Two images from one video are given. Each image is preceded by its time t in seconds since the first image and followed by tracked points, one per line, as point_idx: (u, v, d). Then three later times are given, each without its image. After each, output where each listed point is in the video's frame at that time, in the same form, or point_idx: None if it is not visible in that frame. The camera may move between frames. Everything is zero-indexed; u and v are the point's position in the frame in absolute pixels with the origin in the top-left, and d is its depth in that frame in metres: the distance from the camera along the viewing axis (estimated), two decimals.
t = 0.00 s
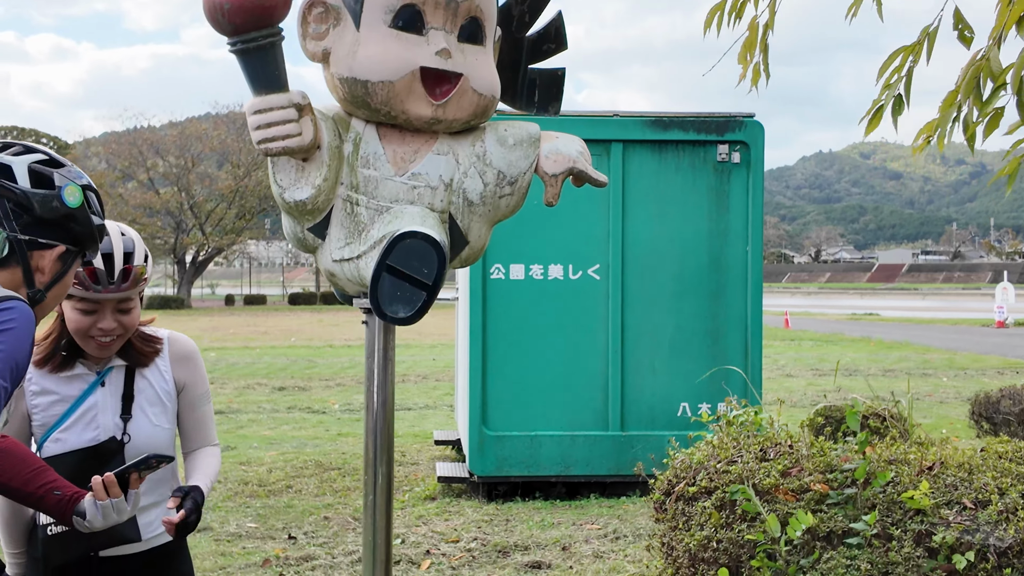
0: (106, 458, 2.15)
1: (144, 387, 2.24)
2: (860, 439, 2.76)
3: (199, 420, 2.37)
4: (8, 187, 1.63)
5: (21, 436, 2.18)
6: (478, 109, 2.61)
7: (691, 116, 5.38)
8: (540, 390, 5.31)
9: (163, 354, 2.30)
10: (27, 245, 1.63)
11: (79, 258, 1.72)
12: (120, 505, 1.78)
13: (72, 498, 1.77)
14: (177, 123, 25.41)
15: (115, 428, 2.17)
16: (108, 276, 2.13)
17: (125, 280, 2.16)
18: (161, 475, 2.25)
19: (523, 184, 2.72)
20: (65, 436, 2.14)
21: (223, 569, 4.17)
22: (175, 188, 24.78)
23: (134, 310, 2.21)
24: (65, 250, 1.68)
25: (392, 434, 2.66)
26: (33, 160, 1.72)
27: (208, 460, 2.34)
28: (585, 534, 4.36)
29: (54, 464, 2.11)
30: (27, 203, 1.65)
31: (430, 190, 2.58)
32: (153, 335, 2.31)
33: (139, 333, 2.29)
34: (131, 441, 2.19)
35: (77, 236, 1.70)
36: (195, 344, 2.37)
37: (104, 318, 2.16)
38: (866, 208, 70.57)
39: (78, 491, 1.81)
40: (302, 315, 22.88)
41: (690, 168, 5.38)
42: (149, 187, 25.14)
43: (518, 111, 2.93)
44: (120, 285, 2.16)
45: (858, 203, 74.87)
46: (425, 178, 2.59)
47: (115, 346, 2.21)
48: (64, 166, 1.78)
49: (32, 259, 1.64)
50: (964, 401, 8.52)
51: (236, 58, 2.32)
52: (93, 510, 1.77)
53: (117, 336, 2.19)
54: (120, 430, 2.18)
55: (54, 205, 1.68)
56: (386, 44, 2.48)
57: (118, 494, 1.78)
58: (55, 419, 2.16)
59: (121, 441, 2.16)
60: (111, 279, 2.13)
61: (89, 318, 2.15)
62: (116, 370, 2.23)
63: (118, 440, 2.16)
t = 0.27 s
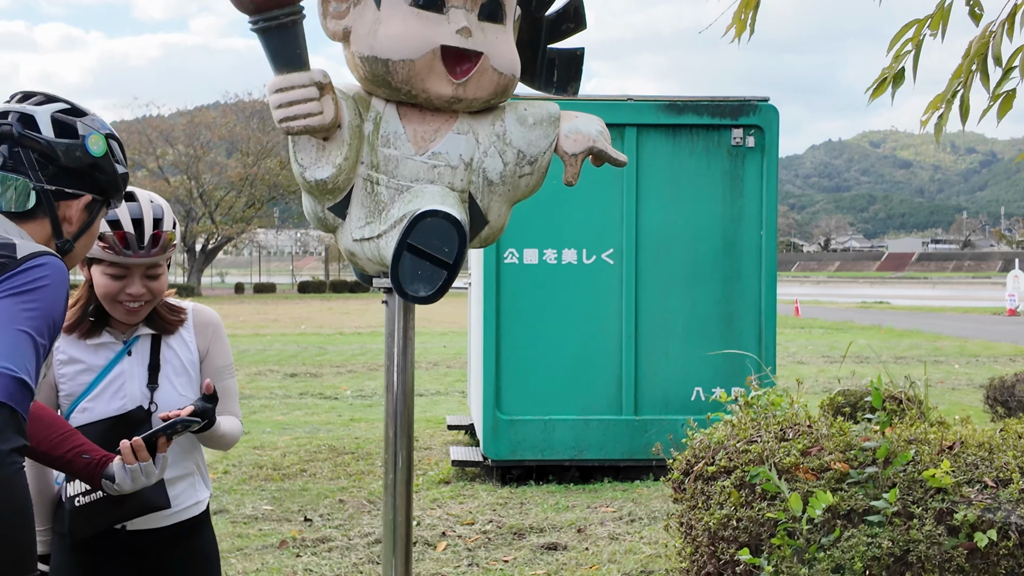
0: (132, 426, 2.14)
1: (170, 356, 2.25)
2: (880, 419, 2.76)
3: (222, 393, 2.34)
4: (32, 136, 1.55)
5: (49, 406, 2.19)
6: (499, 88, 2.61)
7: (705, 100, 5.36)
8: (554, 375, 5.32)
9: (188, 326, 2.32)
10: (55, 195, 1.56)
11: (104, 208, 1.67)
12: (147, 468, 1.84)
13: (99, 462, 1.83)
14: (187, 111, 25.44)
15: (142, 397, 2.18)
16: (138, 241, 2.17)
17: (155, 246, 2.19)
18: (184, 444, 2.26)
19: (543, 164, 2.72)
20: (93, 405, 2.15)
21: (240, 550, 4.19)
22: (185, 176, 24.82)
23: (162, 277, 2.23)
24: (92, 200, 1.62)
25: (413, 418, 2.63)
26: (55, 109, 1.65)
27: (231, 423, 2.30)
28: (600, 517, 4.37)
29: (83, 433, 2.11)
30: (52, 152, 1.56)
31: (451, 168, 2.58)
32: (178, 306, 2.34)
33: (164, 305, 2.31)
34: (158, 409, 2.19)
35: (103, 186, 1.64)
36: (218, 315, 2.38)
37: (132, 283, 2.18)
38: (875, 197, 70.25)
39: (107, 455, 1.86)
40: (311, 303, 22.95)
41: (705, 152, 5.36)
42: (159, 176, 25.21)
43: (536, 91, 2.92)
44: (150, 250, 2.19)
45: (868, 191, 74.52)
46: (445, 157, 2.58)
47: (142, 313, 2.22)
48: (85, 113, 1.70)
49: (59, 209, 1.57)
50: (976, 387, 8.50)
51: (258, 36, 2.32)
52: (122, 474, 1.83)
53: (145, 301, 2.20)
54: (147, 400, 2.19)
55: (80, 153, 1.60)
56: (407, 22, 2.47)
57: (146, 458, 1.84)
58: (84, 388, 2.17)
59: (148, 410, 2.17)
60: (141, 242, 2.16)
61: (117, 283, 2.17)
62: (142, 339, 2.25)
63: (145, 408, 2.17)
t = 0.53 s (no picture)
0: (167, 404, 2.17)
1: (204, 334, 2.28)
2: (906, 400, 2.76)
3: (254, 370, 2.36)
4: (38, 88, 1.63)
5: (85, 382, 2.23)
6: (525, 69, 2.60)
7: (727, 80, 5.32)
8: (575, 356, 5.32)
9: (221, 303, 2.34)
10: (66, 144, 1.66)
11: (117, 151, 1.78)
12: (188, 446, 1.89)
13: (138, 440, 1.87)
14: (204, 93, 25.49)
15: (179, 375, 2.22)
16: (175, 222, 2.16)
17: (191, 225, 2.19)
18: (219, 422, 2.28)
19: (569, 144, 2.71)
20: (129, 382, 2.19)
21: (265, 529, 4.25)
22: (203, 159, 24.90)
23: (197, 255, 2.25)
24: (104, 145, 1.73)
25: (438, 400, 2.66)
26: (53, 55, 1.69)
27: (262, 402, 2.32)
28: (622, 497, 4.39)
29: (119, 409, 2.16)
30: (58, 103, 1.65)
31: (477, 150, 2.58)
32: (212, 284, 2.35)
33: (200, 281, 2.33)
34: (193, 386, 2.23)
35: (112, 130, 1.74)
36: (250, 296, 2.40)
37: (170, 262, 2.19)
38: (894, 178, 69.54)
39: (147, 433, 1.91)
40: (328, 285, 23.05)
41: (726, 133, 5.32)
42: (177, 158, 25.33)
43: (561, 72, 2.91)
44: (187, 230, 2.19)
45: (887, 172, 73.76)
46: (471, 138, 2.58)
47: (178, 291, 2.24)
48: (85, 57, 1.76)
49: (73, 157, 1.68)
50: (998, 369, 8.45)
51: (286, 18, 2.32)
52: (162, 450, 1.87)
53: (181, 280, 2.22)
54: (182, 377, 2.22)
55: (86, 100, 1.68)
56: (434, 3, 2.46)
57: (187, 435, 1.89)
58: (120, 365, 2.21)
59: (183, 387, 2.20)
60: (179, 223, 2.16)
61: (155, 262, 2.18)
62: (178, 317, 2.27)
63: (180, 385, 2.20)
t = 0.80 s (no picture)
0: (200, 389, 2.17)
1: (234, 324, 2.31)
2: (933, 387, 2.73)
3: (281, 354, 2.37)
4: (23, 56, 1.50)
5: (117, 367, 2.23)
6: (548, 54, 2.58)
7: (750, 64, 5.25)
8: (595, 341, 5.32)
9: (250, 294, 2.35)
10: (58, 113, 1.53)
11: (112, 118, 1.64)
12: (220, 435, 1.88)
13: (170, 430, 1.89)
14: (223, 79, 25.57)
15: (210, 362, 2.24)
16: (205, 203, 2.19)
17: (221, 207, 2.22)
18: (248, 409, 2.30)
19: (592, 130, 2.69)
20: (162, 368, 2.21)
21: (288, 514, 4.28)
22: (223, 144, 25.01)
23: (228, 240, 2.26)
24: (98, 112, 1.60)
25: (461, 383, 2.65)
26: (37, 23, 1.58)
27: (286, 384, 2.32)
28: (643, 484, 4.39)
29: (151, 393, 2.17)
30: (46, 70, 1.52)
31: (499, 135, 2.57)
32: (243, 273, 2.36)
33: (230, 271, 2.34)
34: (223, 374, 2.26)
35: (106, 95, 1.60)
36: (279, 278, 2.40)
37: (200, 246, 2.21)
38: (917, 161, 68.70)
39: (179, 423, 1.92)
40: (348, 270, 23.16)
41: (749, 116, 5.27)
42: (197, 143, 25.46)
43: (584, 56, 2.89)
44: (216, 213, 2.21)
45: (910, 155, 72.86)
46: (494, 124, 2.57)
47: (209, 278, 2.25)
48: (70, 23, 1.64)
49: (66, 126, 1.56)
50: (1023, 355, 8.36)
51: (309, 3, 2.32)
52: (194, 440, 1.88)
53: (212, 265, 2.23)
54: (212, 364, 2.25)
55: (76, 67, 1.55)
56: None
57: (219, 425, 1.88)
58: (153, 350, 2.23)
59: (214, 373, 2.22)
60: (208, 205, 2.18)
61: (184, 246, 2.19)
62: (210, 306, 2.29)
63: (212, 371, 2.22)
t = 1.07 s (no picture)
0: (214, 388, 2.16)
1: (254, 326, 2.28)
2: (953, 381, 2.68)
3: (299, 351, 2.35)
4: None
5: (138, 363, 2.19)
6: (563, 43, 2.54)
7: (765, 53, 5.19)
8: (608, 333, 5.29)
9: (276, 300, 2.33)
10: (34, 103, 1.50)
11: (95, 107, 1.60)
12: (235, 435, 1.85)
13: (184, 430, 1.87)
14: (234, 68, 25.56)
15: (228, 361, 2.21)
16: (241, 213, 2.16)
17: (257, 217, 2.18)
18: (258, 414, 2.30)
19: (607, 120, 2.65)
20: (178, 366, 2.19)
21: (300, 506, 4.28)
22: (234, 134, 25.01)
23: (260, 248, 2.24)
24: (78, 101, 1.55)
25: (474, 375, 2.62)
26: (11, 10, 1.54)
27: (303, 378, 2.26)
28: (657, 476, 4.37)
29: (167, 390, 2.15)
30: (21, 59, 1.49)
31: (513, 126, 2.53)
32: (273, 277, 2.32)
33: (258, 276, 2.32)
34: (240, 376, 2.22)
35: (85, 83, 1.56)
36: (296, 272, 2.37)
37: (233, 255, 2.19)
38: (931, 150, 68.11)
39: (192, 423, 1.91)
40: (359, 260, 23.16)
41: (764, 106, 5.21)
42: (209, 133, 25.48)
43: (598, 46, 2.85)
44: (252, 222, 2.18)
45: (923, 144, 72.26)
46: (507, 114, 2.53)
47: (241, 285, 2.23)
48: (48, 10, 1.59)
49: (44, 117, 1.51)
50: None
51: None
52: (208, 440, 1.86)
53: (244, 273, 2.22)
54: (230, 364, 2.23)
55: (50, 55, 1.51)
56: None
57: (233, 425, 1.85)
58: (172, 347, 2.21)
59: (231, 374, 2.20)
60: (244, 215, 2.16)
61: (217, 254, 2.18)
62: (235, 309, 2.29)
63: (228, 372, 2.20)
